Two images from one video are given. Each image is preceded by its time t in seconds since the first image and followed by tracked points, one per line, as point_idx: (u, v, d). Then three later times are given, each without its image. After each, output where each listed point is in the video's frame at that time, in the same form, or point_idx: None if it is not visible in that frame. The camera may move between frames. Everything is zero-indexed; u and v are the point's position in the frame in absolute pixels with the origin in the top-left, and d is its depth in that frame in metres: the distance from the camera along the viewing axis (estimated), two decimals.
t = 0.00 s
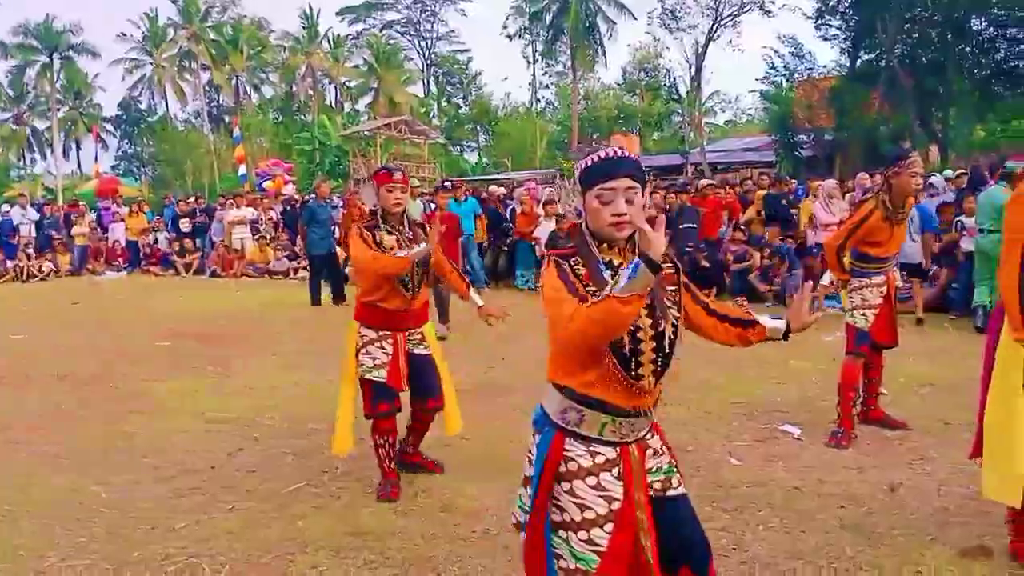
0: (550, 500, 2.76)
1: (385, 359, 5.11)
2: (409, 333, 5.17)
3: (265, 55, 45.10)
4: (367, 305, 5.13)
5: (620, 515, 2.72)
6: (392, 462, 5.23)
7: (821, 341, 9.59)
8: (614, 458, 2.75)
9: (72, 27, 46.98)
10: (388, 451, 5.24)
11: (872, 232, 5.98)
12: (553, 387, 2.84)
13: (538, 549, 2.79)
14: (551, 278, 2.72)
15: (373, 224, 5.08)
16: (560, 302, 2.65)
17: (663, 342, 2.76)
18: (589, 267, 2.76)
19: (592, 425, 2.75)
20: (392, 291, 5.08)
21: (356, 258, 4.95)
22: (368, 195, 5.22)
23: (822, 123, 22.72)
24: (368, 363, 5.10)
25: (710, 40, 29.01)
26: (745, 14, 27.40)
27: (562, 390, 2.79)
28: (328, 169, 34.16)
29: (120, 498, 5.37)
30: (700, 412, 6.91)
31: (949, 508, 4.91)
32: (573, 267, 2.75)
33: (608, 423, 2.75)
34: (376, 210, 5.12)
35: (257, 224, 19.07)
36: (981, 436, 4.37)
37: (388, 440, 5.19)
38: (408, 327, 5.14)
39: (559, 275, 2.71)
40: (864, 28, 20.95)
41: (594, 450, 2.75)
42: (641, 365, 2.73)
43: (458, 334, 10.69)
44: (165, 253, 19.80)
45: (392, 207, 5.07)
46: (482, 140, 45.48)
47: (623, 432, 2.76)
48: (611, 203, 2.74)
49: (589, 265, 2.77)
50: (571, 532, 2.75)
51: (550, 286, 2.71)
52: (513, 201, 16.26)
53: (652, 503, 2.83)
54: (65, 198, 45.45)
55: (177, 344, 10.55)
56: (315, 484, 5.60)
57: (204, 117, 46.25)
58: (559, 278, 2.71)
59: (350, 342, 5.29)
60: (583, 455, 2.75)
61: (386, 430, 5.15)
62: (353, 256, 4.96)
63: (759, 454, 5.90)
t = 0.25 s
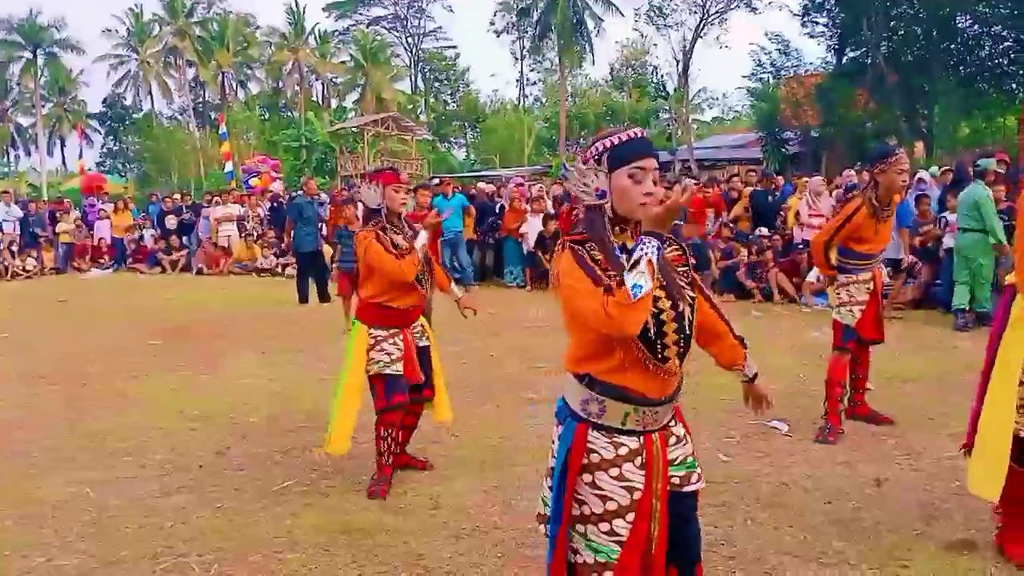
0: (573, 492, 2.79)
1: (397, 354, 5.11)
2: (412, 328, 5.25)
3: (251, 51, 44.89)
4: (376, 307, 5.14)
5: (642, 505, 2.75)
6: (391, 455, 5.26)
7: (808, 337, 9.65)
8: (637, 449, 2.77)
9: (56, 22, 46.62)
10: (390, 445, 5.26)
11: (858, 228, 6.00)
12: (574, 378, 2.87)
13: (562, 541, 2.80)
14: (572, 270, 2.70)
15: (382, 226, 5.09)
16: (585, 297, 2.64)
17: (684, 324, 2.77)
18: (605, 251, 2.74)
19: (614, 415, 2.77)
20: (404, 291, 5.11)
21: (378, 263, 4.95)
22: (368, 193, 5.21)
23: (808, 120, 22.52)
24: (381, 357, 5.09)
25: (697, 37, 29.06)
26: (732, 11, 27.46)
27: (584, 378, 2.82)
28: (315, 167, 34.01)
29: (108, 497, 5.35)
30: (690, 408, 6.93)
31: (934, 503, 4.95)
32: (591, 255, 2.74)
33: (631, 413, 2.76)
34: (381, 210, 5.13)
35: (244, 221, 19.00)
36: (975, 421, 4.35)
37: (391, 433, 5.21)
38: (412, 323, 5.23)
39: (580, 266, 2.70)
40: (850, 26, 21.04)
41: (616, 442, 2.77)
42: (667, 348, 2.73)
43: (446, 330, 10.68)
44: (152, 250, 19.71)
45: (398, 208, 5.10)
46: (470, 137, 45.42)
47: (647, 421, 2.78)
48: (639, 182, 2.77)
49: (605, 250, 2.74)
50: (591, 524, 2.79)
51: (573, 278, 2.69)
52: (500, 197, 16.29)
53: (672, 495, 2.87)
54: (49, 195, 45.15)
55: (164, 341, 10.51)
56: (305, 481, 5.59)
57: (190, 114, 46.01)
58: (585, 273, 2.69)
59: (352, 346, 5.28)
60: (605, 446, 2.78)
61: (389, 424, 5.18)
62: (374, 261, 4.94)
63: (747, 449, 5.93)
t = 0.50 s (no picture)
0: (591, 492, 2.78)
1: (407, 351, 5.25)
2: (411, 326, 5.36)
3: (239, 49, 44.75)
4: (373, 307, 5.24)
5: (659, 502, 2.77)
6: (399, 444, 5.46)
7: (796, 335, 9.69)
8: (653, 447, 2.78)
9: (41, 20, 46.35)
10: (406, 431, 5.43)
11: (847, 227, 6.04)
12: (588, 377, 2.86)
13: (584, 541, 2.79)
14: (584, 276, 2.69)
15: (383, 229, 5.31)
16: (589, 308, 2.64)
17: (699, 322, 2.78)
18: (621, 253, 2.75)
19: (630, 414, 2.77)
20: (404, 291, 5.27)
21: (372, 262, 5.15)
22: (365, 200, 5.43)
23: (796, 119, 22.79)
24: (393, 356, 5.22)
25: (685, 36, 29.15)
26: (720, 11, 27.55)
27: (599, 379, 2.80)
28: (303, 165, 33.89)
29: (96, 497, 5.33)
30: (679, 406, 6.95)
31: (922, 500, 4.98)
32: (607, 256, 2.76)
33: (647, 411, 2.76)
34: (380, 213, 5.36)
35: (232, 219, 18.94)
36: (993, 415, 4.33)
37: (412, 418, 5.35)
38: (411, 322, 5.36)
39: (592, 272, 2.70)
40: (837, 25, 21.15)
41: (632, 440, 2.78)
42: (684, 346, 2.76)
43: (436, 329, 10.67)
44: (139, 249, 19.61)
45: (398, 211, 5.35)
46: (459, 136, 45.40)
47: (662, 419, 2.79)
48: (663, 178, 2.84)
49: (621, 251, 2.75)
50: (608, 523, 2.79)
51: (584, 284, 2.68)
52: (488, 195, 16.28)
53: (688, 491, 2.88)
54: (35, 193, 44.87)
55: (152, 341, 10.47)
56: (295, 480, 5.58)
57: (178, 112, 45.83)
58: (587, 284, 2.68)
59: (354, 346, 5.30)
60: (621, 445, 2.78)
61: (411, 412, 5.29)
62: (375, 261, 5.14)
63: (737, 447, 5.95)
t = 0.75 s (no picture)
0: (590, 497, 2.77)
1: (397, 342, 5.26)
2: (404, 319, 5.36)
3: (229, 46, 44.58)
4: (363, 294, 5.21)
5: (651, 500, 2.75)
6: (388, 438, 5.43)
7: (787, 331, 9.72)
8: (641, 445, 2.80)
9: (30, 16, 46.06)
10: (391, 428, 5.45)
11: (838, 223, 6.06)
12: (575, 379, 2.83)
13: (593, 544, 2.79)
14: (575, 275, 2.67)
15: (379, 218, 5.30)
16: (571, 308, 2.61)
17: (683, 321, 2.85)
18: (620, 258, 2.74)
19: (620, 415, 2.78)
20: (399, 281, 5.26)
21: (358, 250, 5.10)
22: (364, 190, 5.40)
23: (787, 116, 22.73)
24: (384, 343, 5.21)
25: (676, 33, 29.19)
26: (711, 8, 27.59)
27: (590, 382, 2.79)
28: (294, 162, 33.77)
29: (88, 495, 5.31)
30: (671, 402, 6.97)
31: (914, 494, 5.01)
32: (608, 262, 2.74)
33: (637, 411, 2.78)
34: (378, 204, 5.34)
35: (223, 217, 18.89)
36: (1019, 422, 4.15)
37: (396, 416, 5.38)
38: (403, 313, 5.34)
39: (586, 274, 2.67)
40: (828, 22, 21.20)
41: (623, 439, 2.78)
42: (674, 347, 2.84)
43: (428, 326, 10.66)
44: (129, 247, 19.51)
45: (395, 201, 5.31)
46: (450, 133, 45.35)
47: (648, 417, 2.81)
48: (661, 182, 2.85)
49: (619, 256, 2.74)
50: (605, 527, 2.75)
51: (573, 284, 2.66)
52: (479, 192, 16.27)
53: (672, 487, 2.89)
54: (24, 191, 44.61)
55: (143, 339, 10.43)
56: (287, 478, 5.57)
57: (168, 109, 45.62)
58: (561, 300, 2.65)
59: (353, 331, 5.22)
60: (614, 446, 2.78)
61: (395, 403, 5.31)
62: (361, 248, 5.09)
63: (729, 443, 5.96)
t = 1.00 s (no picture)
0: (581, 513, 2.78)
1: (375, 350, 5.18)
2: (394, 326, 5.33)
3: (224, 45, 44.47)
4: (352, 300, 5.22)
5: (640, 514, 2.78)
6: (369, 452, 5.23)
7: (782, 330, 9.75)
8: (629, 459, 2.83)
9: (24, 15, 45.93)
10: (367, 439, 5.23)
11: (831, 224, 6.08)
12: (563, 396, 2.85)
13: (585, 564, 2.78)
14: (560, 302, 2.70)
15: (371, 224, 5.33)
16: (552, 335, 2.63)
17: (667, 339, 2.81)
18: (603, 279, 2.75)
19: (610, 429, 2.81)
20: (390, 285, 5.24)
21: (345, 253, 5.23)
22: (361, 197, 5.44)
23: (782, 116, 22.63)
24: (360, 349, 5.16)
25: (671, 33, 29.23)
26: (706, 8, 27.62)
27: (578, 397, 2.81)
28: (289, 162, 33.71)
29: (81, 495, 5.29)
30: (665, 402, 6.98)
31: (907, 494, 5.03)
32: (592, 281, 2.75)
33: (626, 425, 2.82)
34: (370, 210, 5.36)
35: (218, 216, 18.88)
36: None
37: (368, 425, 5.18)
38: (394, 320, 5.30)
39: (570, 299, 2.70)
40: (822, 22, 21.26)
41: (613, 454, 2.81)
42: (663, 366, 2.79)
43: (423, 326, 10.65)
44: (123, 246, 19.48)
45: (387, 206, 5.32)
46: (445, 133, 45.35)
47: (635, 432, 2.85)
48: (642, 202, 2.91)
49: (603, 278, 2.76)
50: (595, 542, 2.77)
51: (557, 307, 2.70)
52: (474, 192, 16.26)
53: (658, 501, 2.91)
54: (17, 190, 44.43)
55: (137, 339, 10.41)
56: (282, 478, 5.56)
57: (162, 108, 45.50)
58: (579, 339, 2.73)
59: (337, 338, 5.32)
60: (604, 460, 2.80)
61: (366, 417, 5.16)
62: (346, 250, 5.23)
63: (724, 443, 5.97)
